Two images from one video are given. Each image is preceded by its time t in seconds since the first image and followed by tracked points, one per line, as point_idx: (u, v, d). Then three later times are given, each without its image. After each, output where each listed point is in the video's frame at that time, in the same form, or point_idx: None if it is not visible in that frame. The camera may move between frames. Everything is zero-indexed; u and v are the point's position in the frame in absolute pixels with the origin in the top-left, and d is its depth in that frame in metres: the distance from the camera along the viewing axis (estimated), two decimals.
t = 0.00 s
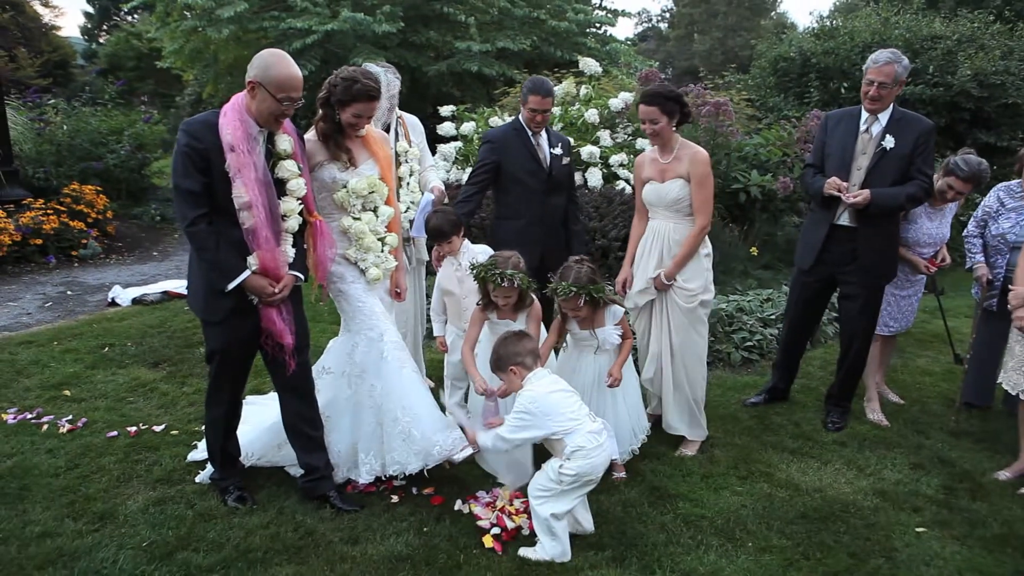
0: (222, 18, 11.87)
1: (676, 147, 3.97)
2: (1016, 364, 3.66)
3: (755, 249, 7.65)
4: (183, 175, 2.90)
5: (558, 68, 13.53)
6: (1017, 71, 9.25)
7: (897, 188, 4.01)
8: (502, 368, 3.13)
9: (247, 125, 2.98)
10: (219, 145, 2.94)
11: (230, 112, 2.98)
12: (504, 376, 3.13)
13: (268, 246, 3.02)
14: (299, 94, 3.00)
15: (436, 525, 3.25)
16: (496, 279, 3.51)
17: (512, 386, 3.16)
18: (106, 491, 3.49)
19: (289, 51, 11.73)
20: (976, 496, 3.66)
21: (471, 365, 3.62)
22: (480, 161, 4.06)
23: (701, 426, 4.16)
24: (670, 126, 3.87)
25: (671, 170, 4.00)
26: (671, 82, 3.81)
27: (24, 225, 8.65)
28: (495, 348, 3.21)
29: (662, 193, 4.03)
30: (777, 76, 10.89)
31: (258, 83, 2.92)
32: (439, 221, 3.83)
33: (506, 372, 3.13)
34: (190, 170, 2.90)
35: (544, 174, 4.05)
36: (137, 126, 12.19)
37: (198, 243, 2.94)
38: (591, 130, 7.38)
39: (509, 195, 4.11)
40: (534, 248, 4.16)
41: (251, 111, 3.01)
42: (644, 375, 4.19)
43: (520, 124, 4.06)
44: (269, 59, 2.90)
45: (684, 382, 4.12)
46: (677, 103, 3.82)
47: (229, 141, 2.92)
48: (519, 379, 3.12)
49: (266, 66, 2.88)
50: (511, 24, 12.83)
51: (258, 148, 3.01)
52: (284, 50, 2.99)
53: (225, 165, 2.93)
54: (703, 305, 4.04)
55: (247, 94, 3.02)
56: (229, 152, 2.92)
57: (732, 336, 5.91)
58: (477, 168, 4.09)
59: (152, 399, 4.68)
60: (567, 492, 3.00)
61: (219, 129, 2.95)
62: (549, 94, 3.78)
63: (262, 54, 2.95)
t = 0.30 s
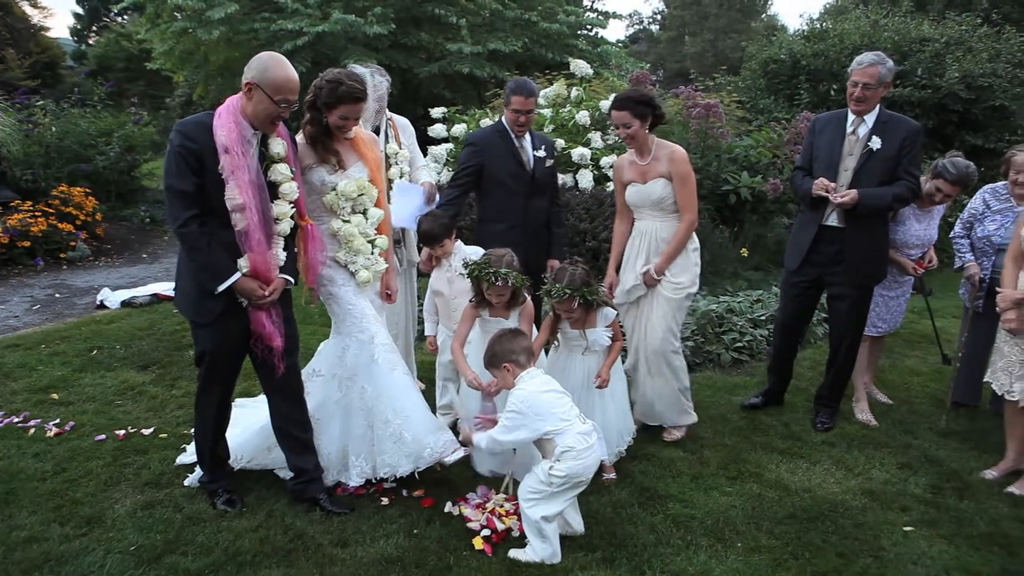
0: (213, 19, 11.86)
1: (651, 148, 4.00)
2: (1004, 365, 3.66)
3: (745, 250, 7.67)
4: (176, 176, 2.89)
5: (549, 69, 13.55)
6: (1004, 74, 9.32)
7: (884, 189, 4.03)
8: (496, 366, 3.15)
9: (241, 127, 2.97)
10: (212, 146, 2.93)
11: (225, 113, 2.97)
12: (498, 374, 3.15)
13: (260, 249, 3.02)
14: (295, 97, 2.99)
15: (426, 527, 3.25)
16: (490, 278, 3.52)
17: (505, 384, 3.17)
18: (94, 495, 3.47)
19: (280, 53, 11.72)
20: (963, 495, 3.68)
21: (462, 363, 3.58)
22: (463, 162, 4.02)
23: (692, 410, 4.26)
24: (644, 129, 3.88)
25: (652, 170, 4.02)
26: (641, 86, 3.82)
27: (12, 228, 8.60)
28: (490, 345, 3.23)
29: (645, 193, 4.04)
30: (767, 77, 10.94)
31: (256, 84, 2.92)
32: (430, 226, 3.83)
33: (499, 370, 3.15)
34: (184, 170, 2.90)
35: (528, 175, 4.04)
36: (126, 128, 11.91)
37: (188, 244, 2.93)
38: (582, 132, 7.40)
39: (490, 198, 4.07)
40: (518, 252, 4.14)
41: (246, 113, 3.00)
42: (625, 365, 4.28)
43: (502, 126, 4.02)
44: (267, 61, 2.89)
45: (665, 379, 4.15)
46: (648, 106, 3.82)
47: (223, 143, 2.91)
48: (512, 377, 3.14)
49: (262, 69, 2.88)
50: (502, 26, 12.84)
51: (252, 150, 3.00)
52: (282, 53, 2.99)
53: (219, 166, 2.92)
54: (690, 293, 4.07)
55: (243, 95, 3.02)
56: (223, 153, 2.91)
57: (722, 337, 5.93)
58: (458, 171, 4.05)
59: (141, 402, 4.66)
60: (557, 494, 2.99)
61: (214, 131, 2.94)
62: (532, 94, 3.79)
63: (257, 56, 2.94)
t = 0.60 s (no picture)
0: (198, 16, 11.80)
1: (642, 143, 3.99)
2: (995, 362, 3.68)
3: (733, 247, 7.70)
4: (160, 173, 2.86)
5: (537, 67, 13.54)
6: (987, 72, 9.40)
7: (864, 183, 4.06)
8: (488, 363, 3.13)
9: (226, 125, 2.95)
10: (196, 144, 2.91)
11: (209, 110, 2.94)
12: (490, 371, 3.14)
13: (245, 247, 3.00)
14: (282, 94, 2.97)
15: (415, 526, 3.24)
16: (479, 274, 3.50)
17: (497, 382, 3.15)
18: (79, 496, 3.44)
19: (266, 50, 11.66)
20: (948, 491, 3.71)
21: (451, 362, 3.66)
22: (444, 166, 3.99)
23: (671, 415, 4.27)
24: (635, 126, 3.88)
25: (643, 168, 4.02)
26: (634, 81, 3.84)
27: None
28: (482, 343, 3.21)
29: (635, 190, 4.05)
30: (753, 76, 10.97)
31: (243, 81, 2.90)
32: (419, 223, 3.81)
33: (491, 367, 3.13)
34: (168, 168, 2.87)
35: (510, 175, 4.02)
36: (110, 126, 11.61)
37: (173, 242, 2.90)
38: (570, 130, 7.40)
39: (472, 198, 4.05)
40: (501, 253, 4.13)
41: (231, 110, 2.98)
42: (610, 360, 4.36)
43: (483, 126, 4.00)
44: (255, 58, 2.87)
45: (648, 376, 4.21)
46: (639, 102, 3.84)
47: (207, 141, 2.89)
48: (503, 375, 3.12)
49: (249, 65, 2.86)
50: (490, 23, 12.84)
51: (237, 148, 2.98)
52: (267, 50, 2.97)
53: (203, 164, 2.90)
54: (678, 301, 4.09)
55: (227, 92, 2.99)
56: (207, 151, 2.89)
57: (710, 334, 5.95)
58: (440, 174, 4.01)
59: (127, 401, 4.62)
60: (547, 494, 2.99)
61: (198, 128, 2.91)
62: (512, 93, 3.77)
63: (243, 53, 2.92)
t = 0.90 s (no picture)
0: (197, 14, 11.81)
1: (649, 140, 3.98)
2: (1001, 363, 3.66)
3: (732, 246, 7.69)
4: (154, 174, 2.86)
5: (536, 66, 13.53)
6: (986, 71, 9.40)
7: (851, 179, 4.07)
8: (495, 359, 3.12)
9: (220, 123, 2.95)
10: (190, 143, 2.91)
11: (202, 110, 2.94)
12: (497, 366, 3.13)
13: (242, 246, 2.99)
14: (274, 91, 2.97)
15: (414, 525, 3.24)
16: (479, 269, 3.50)
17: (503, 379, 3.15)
18: (78, 496, 3.43)
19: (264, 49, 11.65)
20: (947, 489, 3.71)
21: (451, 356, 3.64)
22: (442, 166, 3.98)
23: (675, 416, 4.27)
24: (647, 122, 3.88)
25: (649, 167, 4.01)
26: (646, 79, 3.83)
27: None
28: (490, 336, 3.20)
29: (640, 188, 4.03)
30: (752, 75, 10.97)
31: (233, 79, 2.89)
32: (419, 223, 3.81)
33: (499, 362, 3.12)
34: (162, 168, 2.87)
35: (508, 176, 4.01)
36: (109, 124, 11.91)
37: (169, 242, 2.90)
38: (569, 128, 7.39)
39: (471, 199, 4.04)
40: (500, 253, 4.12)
41: (224, 108, 2.97)
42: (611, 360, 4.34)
43: (481, 126, 3.99)
44: (246, 56, 2.86)
45: (646, 376, 4.22)
46: (652, 99, 3.83)
47: (201, 140, 2.88)
48: (510, 371, 3.12)
49: (241, 63, 2.85)
50: (489, 22, 12.84)
51: (230, 147, 2.97)
52: (259, 48, 2.97)
53: (197, 164, 2.89)
54: (680, 301, 4.11)
55: (220, 91, 2.99)
56: (201, 151, 2.88)
57: (710, 333, 5.95)
58: (440, 174, 4.00)
59: (125, 400, 4.62)
60: (547, 494, 2.99)
61: (191, 127, 2.91)
62: (508, 93, 3.77)
63: (236, 51, 2.92)
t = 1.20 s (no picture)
0: (181, 12, 11.73)
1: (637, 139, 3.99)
2: (983, 358, 3.69)
3: (719, 243, 7.72)
4: (132, 173, 2.84)
5: (522, 64, 13.52)
6: (968, 69, 9.49)
7: (821, 175, 4.11)
8: (496, 343, 3.12)
9: (200, 122, 2.93)
10: (169, 142, 2.88)
11: (182, 108, 2.92)
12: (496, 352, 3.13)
13: (222, 246, 2.97)
14: (255, 90, 2.95)
15: (400, 524, 3.23)
16: (467, 262, 3.51)
17: (502, 364, 3.16)
18: (59, 498, 3.40)
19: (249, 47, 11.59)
20: (930, 483, 3.74)
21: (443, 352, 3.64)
22: (426, 166, 3.96)
23: (660, 412, 4.29)
24: (637, 123, 3.87)
25: (637, 166, 4.02)
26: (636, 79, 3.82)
27: None
28: (491, 322, 3.18)
29: (627, 188, 4.04)
30: (738, 72, 11.01)
31: (212, 78, 2.87)
32: (406, 223, 3.79)
33: (498, 348, 3.12)
34: (140, 168, 2.84)
35: (491, 175, 4.01)
36: (93, 123, 11.84)
37: (149, 241, 2.88)
38: (555, 126, 7.40)
39: (456, 199, 4.03)
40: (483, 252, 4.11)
41: (204, 107, 2.95)
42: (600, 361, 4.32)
43: (465, 124, 3.98)
44: (224, 53, 2.84)
45: (631, 375, 4.23)
46: (643, 100, 3.83)
47: (180, 139, 2.87)
48: (509, 357, 3.12)
49: (220, 61, 2.83)
50: (476, 20, 12.83)
51: (210, 145, 2.95)
52: (239, 46, 2.95)
53: (176, 162, 2.88)
54: (667, 296, 4.10)
55: (200, 89, 2.96)
56: (180, 149, 2.86)
57: (696, 330, 5.97)
58: (424, 173, 3.98)
59: (108, 401, 4.58)
60: (531, 490, 3.00)
61: (171, 126, 2.89)
62: (492, 89, 3.77)
63: (216, 49, 2.90)
